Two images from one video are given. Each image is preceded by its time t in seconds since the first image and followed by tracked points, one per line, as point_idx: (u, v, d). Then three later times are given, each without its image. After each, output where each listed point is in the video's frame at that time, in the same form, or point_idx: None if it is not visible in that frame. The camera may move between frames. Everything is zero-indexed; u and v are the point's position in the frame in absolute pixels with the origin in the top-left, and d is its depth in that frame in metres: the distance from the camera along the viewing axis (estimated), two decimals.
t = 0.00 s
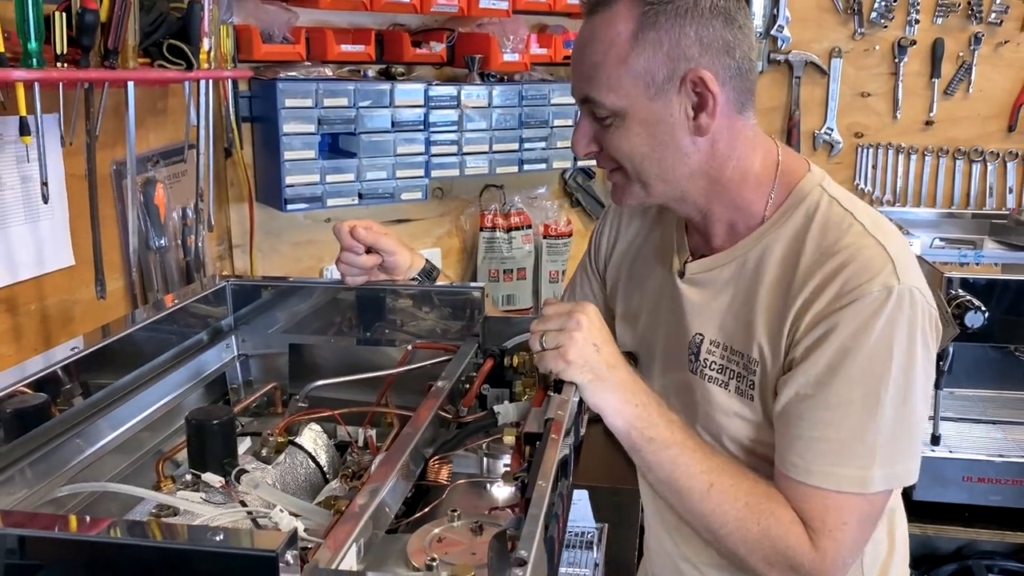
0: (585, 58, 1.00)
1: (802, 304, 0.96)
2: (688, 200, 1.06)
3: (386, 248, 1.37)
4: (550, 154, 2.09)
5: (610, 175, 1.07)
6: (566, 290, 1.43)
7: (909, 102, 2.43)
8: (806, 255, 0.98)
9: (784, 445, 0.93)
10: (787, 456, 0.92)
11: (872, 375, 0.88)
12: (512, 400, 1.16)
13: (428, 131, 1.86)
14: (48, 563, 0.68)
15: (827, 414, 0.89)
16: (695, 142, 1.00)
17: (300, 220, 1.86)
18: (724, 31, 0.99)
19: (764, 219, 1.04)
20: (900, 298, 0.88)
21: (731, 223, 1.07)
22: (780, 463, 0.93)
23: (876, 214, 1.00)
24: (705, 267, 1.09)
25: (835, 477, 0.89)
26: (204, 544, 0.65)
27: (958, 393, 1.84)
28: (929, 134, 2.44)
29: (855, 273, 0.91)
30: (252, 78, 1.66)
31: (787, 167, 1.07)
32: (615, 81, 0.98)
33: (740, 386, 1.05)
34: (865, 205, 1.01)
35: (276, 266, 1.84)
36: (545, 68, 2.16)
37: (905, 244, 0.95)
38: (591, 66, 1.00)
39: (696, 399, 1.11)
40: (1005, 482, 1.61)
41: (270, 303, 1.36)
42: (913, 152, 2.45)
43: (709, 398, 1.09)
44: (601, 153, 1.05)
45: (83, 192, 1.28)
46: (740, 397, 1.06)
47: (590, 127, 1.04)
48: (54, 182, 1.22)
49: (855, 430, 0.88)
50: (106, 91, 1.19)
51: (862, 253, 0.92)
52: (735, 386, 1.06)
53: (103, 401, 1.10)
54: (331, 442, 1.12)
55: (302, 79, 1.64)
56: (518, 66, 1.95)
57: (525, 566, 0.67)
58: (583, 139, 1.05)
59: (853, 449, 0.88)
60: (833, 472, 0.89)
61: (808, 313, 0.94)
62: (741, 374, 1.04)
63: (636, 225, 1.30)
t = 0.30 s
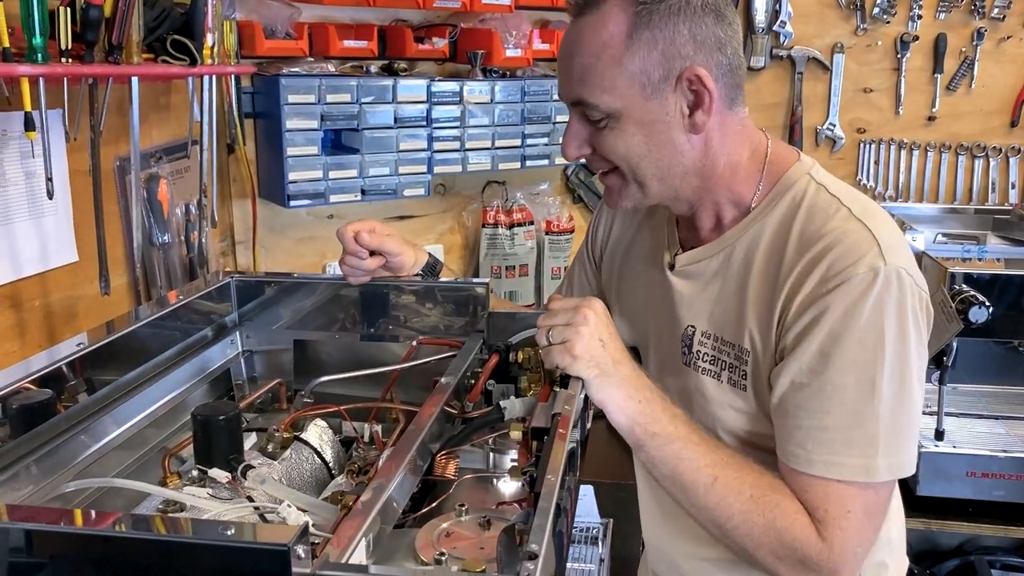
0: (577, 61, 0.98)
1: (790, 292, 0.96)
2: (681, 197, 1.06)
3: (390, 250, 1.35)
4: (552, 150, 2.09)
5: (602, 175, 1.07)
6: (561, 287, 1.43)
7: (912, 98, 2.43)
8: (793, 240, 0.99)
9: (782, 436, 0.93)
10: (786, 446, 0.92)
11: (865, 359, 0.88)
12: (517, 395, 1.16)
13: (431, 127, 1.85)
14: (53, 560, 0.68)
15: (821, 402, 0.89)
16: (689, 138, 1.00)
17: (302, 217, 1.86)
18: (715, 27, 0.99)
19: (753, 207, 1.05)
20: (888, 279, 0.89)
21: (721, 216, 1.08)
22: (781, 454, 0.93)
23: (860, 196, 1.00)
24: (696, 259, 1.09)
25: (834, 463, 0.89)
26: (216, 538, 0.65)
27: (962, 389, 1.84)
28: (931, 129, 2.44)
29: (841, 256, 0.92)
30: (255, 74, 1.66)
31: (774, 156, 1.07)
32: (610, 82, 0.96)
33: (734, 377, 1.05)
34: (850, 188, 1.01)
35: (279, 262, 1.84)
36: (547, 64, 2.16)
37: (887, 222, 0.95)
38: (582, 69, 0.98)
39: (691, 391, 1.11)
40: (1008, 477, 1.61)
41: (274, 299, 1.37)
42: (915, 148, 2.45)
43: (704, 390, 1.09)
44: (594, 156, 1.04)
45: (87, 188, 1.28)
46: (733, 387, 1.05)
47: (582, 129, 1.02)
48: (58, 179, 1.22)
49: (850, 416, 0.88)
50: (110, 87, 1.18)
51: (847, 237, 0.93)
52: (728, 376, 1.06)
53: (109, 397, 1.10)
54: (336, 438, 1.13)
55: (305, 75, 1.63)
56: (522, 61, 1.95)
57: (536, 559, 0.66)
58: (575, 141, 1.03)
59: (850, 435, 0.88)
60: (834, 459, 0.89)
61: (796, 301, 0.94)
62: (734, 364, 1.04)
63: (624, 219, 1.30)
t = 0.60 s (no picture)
0: (584, 57, 0.98)
1: (809, 280, 0.96)
2: (692, 189, 1.06)
3: (397, 248, 1.34)
4: (554, 147, 2.08)
5: (611, 175, 1.05)
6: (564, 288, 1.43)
7: (914, 94, 2.43)
8: (809, 227, 0.99)
9: (806, 423, 0.92)
10: (809, 432, 0.92)
11: (886, 342, 0.88)
12: (521, 393, 1.16)
13: (433, 124, 1.85)
14: (57, 558, 0.68)
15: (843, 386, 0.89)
16: (698, 128, 0.99)
17: (304, 215, 1.85)
18: (717, 18, 1.00)
19: (764, 196, 1.05)
20: (907, 261, 0.89)
21: (730, 210, 1.07)
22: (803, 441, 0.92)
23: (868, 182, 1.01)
24: (709, 251, 1.08)
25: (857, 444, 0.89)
26: (222, 539, 0.65)
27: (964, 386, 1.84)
28: (933, 126, 2.44)
29: (859, 242, 0.92)
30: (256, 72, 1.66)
31: (779, 147, 1.07)
32: (619, 75, 0.96)
33: (751, 366, 1.04)
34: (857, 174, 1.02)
35: (281, 261, 1.84)
36: (548, 61, 2.15)
37: (899, 207, 0.96)
38: (590, 65, 0.97)
39: (705, 385, 1.11)
40: (1011, 474, 1.61)
41: (277, 297, 1.37)
42: (917, 145, 2.45)
43: (719, 383, 1.08)
44: (605, 155, 1.03)
45: (89, 185, 1.28)
46: (751, 376, 1.05)
47: (591, 128, 1.01)
48: (60, 177, 1.22)
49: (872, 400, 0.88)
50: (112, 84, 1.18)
51: (863, 222, 0.93)
52: (745, 366, 1.05)
53: (114, 395, 1.10)
54: (340, 436, 1.13)
55: (307, 73, 1.63)
56: (522, 58, 1.92)
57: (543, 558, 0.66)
58: (584, 140, 1.02)
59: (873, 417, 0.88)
60: (859, 440, 0.89)
61: (815, 288, 0.94)
62: (751, 354, 1.04)
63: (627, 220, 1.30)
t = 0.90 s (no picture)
0: (599, 38, 0.99)
1: (835, 257, 0.97)
2: (707, 170, 1.06)
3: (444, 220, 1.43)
4: (556, 144, 2.08)
5: (627, 160, 1.06)
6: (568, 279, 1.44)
7: (916, 91, 2.42)
8: (827, 206, 1.00)
9: (842, 399, 0.92)
10: (849, 408, 0.92)
11: (921, 310, 0.89)
12: (524, 392, 1.16)
13: (435, 122, 1.85)
14: (59, 557, 0.68)
15: (880, 357, 0.90)
16: (714, 103, 1.00)
17: (306, 213, 1.85)
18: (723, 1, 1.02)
19: (777, 178, 1.06)
20: (932, 231, 0.91)
21: (742, 193, 1.09)
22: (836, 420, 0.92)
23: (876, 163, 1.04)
24: (725, 233, 1.09)
25: (898, 415, 0.89)
26: (226, 540, 0.65)
27: (968, 383, 1.84)
28: (936, 123, 2.44)
29: (885, 215, 0.93)
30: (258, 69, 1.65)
31: (787, 133, 1.09)
32: (633, 52, 0.97)
33: (770, 346, 1.04)
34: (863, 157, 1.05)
35: (283, 260, 1.84)
36: (550, 57, 2.15)
37: (910, 185, 0.99)
38: (604, 46, 0.99)
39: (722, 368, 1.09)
40: (1014, 471, 1.61)
41: (279, 296, 1.36)
42: (920, 141, 2.45)
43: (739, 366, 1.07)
44: (621, 137, 1.03)
45: (91, 184, 1.27)
46: (770, 357, 1.04)
47: (606, 111, 1.02)
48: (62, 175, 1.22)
49: (910, 369, 0.89)
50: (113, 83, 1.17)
51: (884, 198, 0.95)
52: (763, 347, 1.04)
53: (118, 394, 1.10)
54: (343, 436, 1.12)
55: (309, 70, 1.62)
56: (524, 56, 1.93)
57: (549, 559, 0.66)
58: (599, 125, 1.02)
59: (915, 386, 0.88)
60: (896, 411, 0.89)
61: (846, 263, 0.95)
62: (772, 334, 1.04)
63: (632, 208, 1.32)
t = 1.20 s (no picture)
0: (616, 29, 0.99)
1: (844, 251, 0.98)
2: (718, 165, 1.07)
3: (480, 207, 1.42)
4: (556, 144, 2.08)
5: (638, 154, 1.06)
6: (575, 270, 1.45)
7: (916, 90, 2.42)
8: (836, 200, 1.01)
9: (853, 392, 0.93)
10: (859, 402, 0.92)
11: (933, 304, 0.90)
12: (526, 392, 1.16)
13: (435, 122, 1.85)
14: (61, 558, 0.68)
15: (892, 350, 0.90)
16: (728, 100, 1.01)
17: (307, 213, 1.85)
18: None
19: (785, 174, 1.07)
20: (942, 226, 0.92)
21: (750, 189, 1.09)
22: (846, 412, 0.92)
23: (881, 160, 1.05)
24: (733, 227, 1.09)
25: (909, 408, 0.89)
26: (229, 542, 0.65)
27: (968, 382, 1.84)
28: (936, 122, 2.44)
29: (896, 210, 0.94)
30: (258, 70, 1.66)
31: (796, 131, 1.10)
32: (651, 44, 0.98)
33: (778, 338, 1.04)
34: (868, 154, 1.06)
35: (284, 260, 1.84)
36: (550, 58, 2.15)
37: (917, 182, 1.00)
38: (622, 39, 0.99)
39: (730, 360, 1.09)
40: (1014, 470, 1.61)
41: (280, 296, 1.36)
42: (920, 141, 2.45)
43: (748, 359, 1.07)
44: (633, 131, 1.03)
45: (93, 185, 1.28)
46: (778, 348, 1.04)
47: (621, 104, 1.02)
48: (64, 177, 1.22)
49: (921, 362, 0.89)
50: (114, 84, 1.18)
51: (892, 193, 0.96)
52: (771, 339, 1.05)
53: (122, 395, 1.10)
54: (344, 435, 1.12)
55: (310, 71, 1.63)
56: (525, 56, 1.93)
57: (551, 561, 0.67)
58: (614, 117, 1.03)
59: (926, 379, 0.89)
60: (906, 405, 0.89)
61: (857, 256, 0.96)
62: (779, 326, 1.04)
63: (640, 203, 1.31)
